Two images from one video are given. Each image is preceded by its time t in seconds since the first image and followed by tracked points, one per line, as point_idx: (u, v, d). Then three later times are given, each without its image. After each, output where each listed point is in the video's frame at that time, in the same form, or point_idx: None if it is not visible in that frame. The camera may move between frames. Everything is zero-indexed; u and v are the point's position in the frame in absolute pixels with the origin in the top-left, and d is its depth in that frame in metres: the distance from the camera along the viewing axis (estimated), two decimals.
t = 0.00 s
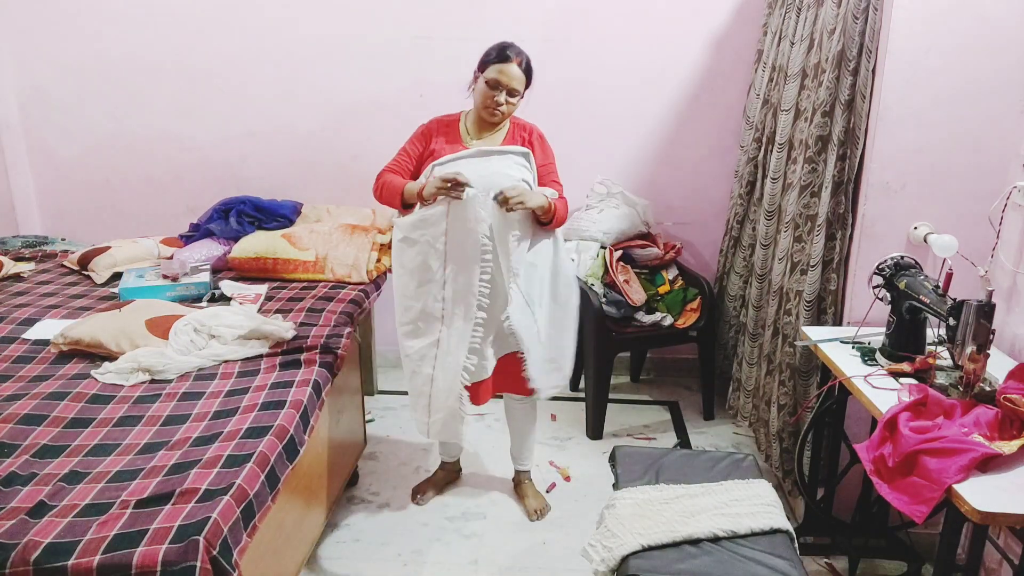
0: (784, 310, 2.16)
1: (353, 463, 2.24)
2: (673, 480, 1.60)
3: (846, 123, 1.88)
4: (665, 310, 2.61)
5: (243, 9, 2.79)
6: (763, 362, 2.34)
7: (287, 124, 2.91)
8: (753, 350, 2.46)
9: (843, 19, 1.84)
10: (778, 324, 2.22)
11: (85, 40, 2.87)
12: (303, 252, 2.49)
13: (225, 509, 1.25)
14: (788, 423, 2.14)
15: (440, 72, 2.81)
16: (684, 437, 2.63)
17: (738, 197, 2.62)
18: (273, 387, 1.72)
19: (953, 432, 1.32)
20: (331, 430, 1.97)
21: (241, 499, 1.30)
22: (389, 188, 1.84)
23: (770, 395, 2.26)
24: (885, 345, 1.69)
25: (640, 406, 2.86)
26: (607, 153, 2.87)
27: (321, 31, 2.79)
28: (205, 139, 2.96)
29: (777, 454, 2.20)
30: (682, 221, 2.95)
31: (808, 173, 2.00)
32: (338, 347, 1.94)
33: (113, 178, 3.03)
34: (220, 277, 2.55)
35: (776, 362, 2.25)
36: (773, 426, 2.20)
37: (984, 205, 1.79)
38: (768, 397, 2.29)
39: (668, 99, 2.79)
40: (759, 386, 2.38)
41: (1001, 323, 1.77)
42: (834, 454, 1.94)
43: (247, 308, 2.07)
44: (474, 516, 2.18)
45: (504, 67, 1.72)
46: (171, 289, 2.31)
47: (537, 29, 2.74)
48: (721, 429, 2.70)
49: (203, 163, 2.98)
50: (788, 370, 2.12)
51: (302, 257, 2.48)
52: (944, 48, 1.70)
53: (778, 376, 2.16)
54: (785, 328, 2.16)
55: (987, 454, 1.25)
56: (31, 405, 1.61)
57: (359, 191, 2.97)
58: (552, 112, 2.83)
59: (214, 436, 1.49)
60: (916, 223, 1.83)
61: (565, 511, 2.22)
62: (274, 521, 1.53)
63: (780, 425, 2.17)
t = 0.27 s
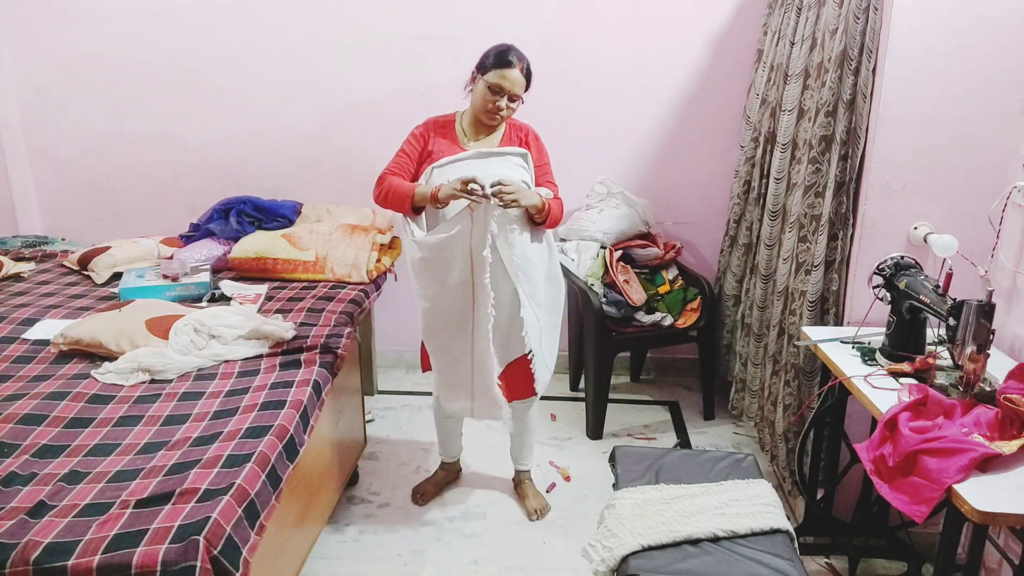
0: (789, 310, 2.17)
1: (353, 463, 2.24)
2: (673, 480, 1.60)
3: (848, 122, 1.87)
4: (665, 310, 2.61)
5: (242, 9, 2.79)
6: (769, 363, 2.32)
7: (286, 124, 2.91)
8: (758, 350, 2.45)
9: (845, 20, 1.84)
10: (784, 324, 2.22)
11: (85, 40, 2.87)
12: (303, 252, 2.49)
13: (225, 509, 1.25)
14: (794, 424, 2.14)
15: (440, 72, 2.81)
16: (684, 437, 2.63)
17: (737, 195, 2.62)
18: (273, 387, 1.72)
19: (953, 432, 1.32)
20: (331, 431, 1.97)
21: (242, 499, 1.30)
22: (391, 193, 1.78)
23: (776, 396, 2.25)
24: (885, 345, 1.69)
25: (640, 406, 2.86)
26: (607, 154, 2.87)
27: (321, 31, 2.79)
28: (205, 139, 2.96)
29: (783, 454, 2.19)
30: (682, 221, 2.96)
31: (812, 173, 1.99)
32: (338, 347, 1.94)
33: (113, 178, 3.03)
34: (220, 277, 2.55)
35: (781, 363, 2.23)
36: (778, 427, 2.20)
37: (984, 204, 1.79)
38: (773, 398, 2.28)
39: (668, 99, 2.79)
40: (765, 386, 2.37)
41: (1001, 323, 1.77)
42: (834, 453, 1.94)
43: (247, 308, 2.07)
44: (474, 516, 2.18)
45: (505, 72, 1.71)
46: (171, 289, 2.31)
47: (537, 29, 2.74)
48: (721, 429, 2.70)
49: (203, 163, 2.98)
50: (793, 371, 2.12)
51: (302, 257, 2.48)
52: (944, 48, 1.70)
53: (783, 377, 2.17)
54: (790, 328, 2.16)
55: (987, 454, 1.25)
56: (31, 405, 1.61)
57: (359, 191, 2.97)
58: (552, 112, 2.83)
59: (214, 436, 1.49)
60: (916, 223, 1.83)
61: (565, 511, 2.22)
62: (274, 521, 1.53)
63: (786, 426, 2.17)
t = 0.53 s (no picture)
0: (786, 309, 2.16)
1: (353, 463, 2.24)
2: (672, 480, 1.60)
3: (847, 122, 1.86)
4: (665, 310, 2.62)
5: (242, 9, 2.79)
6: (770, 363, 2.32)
7: (286, 123, 2.91)
8: (762, 351, 2.42)
9: (844, 19, 1.83)
10: (782, 324, 2.22)
11: (85, 40, 2.87)
12: (303, 252, 2.49)
13: (225, 509, 1.25)
14: (791, 423, 2.13)
15: (440, 72, 2.81)
16: (684, 437, 2.63)
17: (738, 196, 2.63)
18: (273, 387, 1.72)
19: (953, 432, 1.32)
20: (331, 430, 1.97)
21: (242, 499, 1.30)
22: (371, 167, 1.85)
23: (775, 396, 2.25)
24: (885, 345, 1.69)
25: (640, 406, 2.87)
26: (607, 154, 2.87)
27: (321, 31, 2.79)
28: (205, 139, 2.96)
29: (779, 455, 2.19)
30: (682, 221, 2.96)
31: (811, 173, 1.98)
32: (338, 347, 1.94)
33: (114, 178, 3.03)
34: (220, 277, 2.55)
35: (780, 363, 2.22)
36: (776, 426, 2.19)
37: (984, 205, 1.79)
38: (773, 397, 2.27)
39: (668, 99, 2.79)
40: (765, 386, 2.37)
41: (1001, 323, 1.77)
42: (834, 453, 1.94)
43: (248, 309, 2.06)
44: (474, 516, 2.18)
45: (497, 74, 1.73)
46: (171, 289, 2.31)
47: (537, 29, 2.74)
48: (720, 429, 2.70)
49: (203, 163, 2.99)
50: (790, 371, 2.12)
51: (302, 257, 2.48)
52: (943, 48, 1.70)
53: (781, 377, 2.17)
54: (788, 327, 2.15)
55: (987, 454, 1.25)
56: (31, 405, 1.61)
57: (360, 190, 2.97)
58: (552, 112, 2.83)
59: (214, 436, 1.49)
60: (916, 223, 1.83)
61: (565, 510, 2.22)
62: (274, 521, 1.53)
63: (784, 425, 2.15)
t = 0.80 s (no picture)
0: (780, 309, 2.15)
1: (353, 463, 2.24)
2: (672, 480, 1.60)
3: (844, 122, 1.87)
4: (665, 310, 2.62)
5: (243, 9, 2.79)
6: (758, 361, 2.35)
7: (286, 123, 2.91)
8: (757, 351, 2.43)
9: (843, 19, 1.83)
10: (774, 322, 2.23)
11: (85, 40, 2.87)
12: (303, 252, 2.49)
13: (225, 509, 1.25)
14: (783, 421, 2.15)
15: (439, 72, 2.81)
16: (684, 437, 2.63)
17: (743, 198, 2.62)
18: (273, 387, 1.72)
19: (953, 432, 1.32)
20: (331, 430, 1.97)
21: (242, 498, 1.30)
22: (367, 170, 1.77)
23: (764, 394, 2.27)
24: (885, 345, 1.69)
25: (640, 406, 2.87)
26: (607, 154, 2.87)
27: (321, 31, 2.79)
28: (205, 139, 2.96)
29: (769, 453, 2.20)
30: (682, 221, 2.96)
31: (806, 172, 1.99)
32: (338, 347, 1.94)
33: (114, 178, 3.03)
34: (220, 277, 2.55)
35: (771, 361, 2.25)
36: (767, 423, 2.20)
37: (984, 205, 1.79)
38: (761, 395, 2.30)
39: (668, 100, 2.80)
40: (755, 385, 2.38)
41: (1001, 323, 1.78)
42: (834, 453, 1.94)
43: (248, 309, 2.06)
44: (474, 516, 2.18)
45: (496, 67, 1.73)
46: (171, 289, 2.31)
47: (537, 29, 2.74)
48: (721, 429, 2.70)
49: (203, 163, 2.99)
50: (784, 370, 2.11)
51: (302, 257, 2.48)
52: (943, 48, 1.70)
53: (773, 375, 2.16)
54: (781, 328, 2.14)
55: (987, 453, 1.25)
56: (30, 405, 1.61)
57: (359, 191, 2.97)
58: (553, 112, 2.83)
59: (215, 436, 1.49)
60: (916, 223, 1.83)
61: (565, 511, 2.22)
62: (274, 521, 1.53)
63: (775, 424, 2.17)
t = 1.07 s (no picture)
0: (778, 309, 2.15)
1: (353, 463, 2.23)
2: (673, 480, 1.60)
3: (843, 122, 1.87)
4: (665, 310, 2.62)
5: (243, 9, 2.79)
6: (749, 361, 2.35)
7: (286, 123, 2.91)
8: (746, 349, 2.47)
9: (843, 19, 1.83)
10: (767, 321, 2.24)
11: (86, 40, 2.87)
12: (303, 252, 2.49)
13: (225, 509, 1.25)
14: (780, 420, 2.15)
15: (439, 72, 2.81)
16: (684, 437, 2.63)
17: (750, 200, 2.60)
18: (273, 387, 1.72)
19: (954, 432, 1.32)
20: (331, 430, 1.97)
21: (241, 498, 1.30)
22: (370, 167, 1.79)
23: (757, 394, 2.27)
24: (885, 345, 1.69)
25: (639, 406, 2.86)
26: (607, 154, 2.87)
27: (321, 31, 2.79)
28: (205, 139, 2.96)
29: (765, 452, 2.21)
30: (682, 221, 2.96)
31: (804, 172, 1.99)
32: (339, 347, 1.94)
33: (114, 178, 3.03)
34: (220, 277, 2.55)
35: (765, 361, 2.25)
36: (762, 422, 2.20)
37: (984, 205, 1.79)
38: (755, 395, 2.30)
39: (668, 100, 2.79)
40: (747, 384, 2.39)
41: (1001, 323, 1.77)
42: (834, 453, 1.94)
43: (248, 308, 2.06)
44: (474, 516, 2.18)
45: (495, 66, 1.71)
46: (171, 289, 2.31)
47: (537, 29, 2.74)
48: (721, 429, 2.70)
49: (203, 163, 2.99)
50: (781, 369, 2.12)
51: (302, 257, 2.48)
52: (944, 49, 1.70)
53: (769, 374, 2.16)
54: (779, 328, 2.14)
55: (987, 454, 1.25)
56: (31, 405, 1.61)
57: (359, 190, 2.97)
58: (553, 112, 2.83)
59: (215, 436, 1.49)
60: (916, 223, 1.83)
61: (565, 511, 2.22)
62: (274, 521, 1.53)
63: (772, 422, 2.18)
